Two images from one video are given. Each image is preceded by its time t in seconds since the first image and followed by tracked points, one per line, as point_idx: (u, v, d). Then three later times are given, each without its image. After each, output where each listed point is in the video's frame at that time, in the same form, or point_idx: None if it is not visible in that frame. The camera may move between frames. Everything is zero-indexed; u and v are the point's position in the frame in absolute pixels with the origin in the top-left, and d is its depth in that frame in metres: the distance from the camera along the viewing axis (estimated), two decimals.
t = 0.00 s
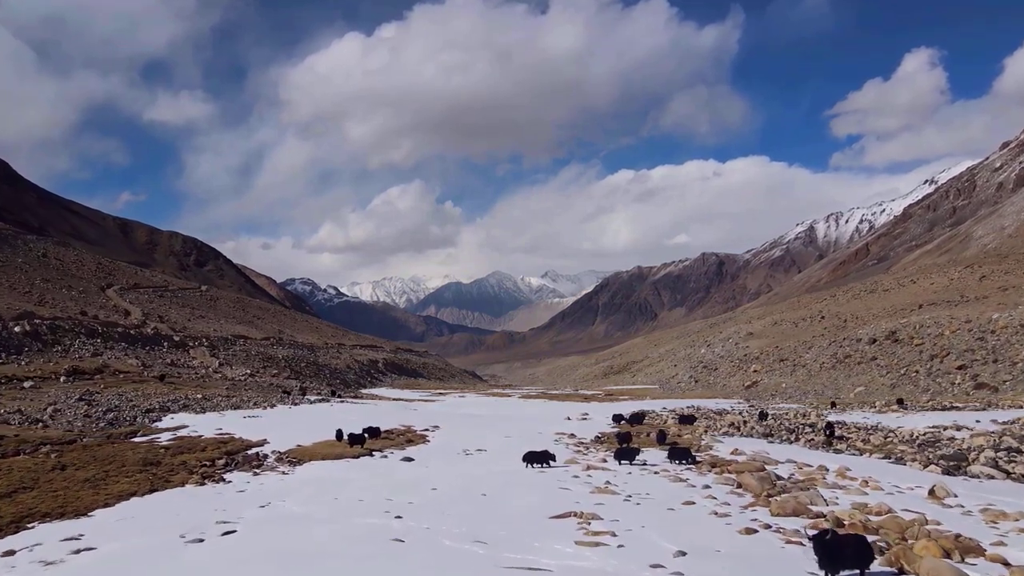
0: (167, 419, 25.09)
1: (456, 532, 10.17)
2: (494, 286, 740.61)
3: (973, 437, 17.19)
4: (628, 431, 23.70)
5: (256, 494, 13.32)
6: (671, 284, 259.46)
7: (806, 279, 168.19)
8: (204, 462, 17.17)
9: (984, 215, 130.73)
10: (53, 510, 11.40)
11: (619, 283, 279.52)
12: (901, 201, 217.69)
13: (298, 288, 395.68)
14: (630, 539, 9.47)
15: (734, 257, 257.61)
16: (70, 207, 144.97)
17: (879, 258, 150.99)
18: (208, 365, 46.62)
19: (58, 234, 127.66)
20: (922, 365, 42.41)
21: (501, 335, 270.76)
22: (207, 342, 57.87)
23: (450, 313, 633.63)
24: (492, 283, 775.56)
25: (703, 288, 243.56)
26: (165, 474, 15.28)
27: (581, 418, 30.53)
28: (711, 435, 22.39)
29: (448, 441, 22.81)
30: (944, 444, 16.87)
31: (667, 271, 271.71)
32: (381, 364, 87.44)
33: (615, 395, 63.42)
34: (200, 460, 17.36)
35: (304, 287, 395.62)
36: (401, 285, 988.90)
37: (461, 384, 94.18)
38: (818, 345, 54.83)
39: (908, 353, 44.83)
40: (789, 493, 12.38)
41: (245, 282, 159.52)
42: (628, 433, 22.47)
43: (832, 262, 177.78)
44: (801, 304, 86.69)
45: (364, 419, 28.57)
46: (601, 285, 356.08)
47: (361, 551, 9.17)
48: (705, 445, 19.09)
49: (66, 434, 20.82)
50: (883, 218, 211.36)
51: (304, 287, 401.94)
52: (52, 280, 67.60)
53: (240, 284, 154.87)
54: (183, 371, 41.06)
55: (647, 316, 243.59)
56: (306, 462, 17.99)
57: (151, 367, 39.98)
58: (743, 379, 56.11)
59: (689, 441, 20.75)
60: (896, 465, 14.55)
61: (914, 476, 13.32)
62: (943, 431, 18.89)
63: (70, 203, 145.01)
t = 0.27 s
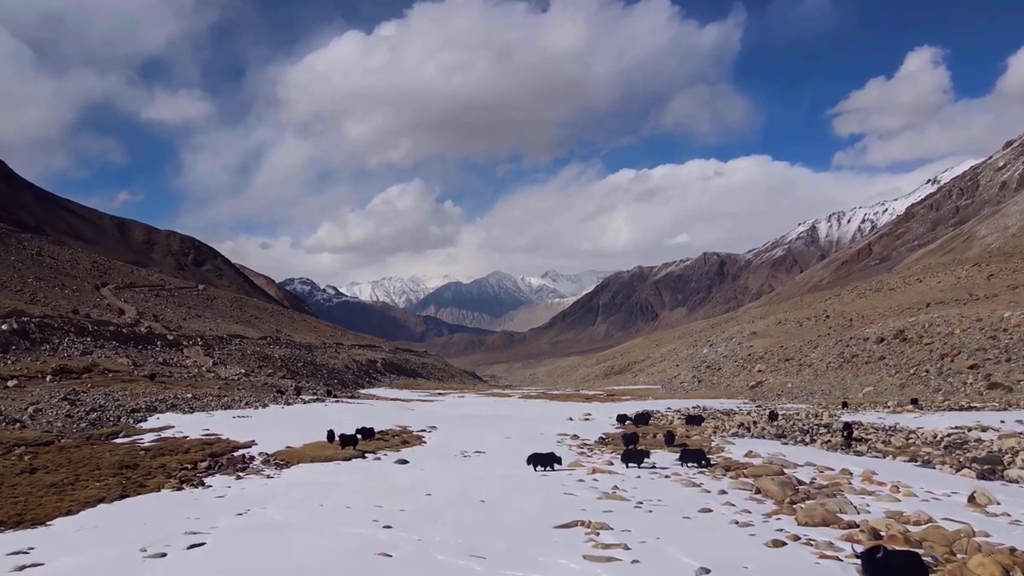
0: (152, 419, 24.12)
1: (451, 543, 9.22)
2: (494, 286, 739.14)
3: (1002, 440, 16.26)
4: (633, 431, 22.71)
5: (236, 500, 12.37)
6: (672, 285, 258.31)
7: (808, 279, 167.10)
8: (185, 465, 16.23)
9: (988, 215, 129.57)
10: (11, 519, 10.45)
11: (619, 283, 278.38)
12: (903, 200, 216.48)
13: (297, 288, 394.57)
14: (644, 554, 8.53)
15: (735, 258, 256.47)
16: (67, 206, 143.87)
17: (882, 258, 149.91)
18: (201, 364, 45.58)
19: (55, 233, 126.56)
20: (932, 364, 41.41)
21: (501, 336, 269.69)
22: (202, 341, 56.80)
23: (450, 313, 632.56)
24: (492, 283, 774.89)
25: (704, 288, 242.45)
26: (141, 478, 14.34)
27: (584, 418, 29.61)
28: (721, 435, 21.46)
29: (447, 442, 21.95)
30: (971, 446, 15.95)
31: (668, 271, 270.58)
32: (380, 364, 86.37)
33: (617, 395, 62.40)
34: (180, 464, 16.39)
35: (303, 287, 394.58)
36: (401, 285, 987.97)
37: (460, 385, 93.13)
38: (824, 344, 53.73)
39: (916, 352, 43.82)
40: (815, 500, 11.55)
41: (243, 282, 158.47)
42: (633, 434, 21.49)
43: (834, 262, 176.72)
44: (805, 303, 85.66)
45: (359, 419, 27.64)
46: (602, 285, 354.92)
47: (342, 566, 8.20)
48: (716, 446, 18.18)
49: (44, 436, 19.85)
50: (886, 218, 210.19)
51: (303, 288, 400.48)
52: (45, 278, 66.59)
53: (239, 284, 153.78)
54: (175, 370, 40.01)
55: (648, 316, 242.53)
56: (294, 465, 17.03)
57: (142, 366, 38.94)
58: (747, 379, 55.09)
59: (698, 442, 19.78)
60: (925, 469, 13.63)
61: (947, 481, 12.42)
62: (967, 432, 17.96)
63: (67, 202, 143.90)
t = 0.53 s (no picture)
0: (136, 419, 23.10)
1: (444, 559, 8.23)
2: (494, 286, 737.95)
3: None
4: (639, 432, 21.68)
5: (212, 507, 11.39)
6: (673, 285, 257.16)
7: (810, 279, 166.06)
8: (164, 468, 15.27)
9: (991, 214, 128.53)
10: None
11: (620, 283, 277.32)
12: (905, 200, 215.34)
13: (297, 288, 393.53)
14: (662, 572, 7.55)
15: (736, 257, 255.36)
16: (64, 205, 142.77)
17: (884, 257, 148.80)
18: (194, 363, 44.53)
19: (51, 232, 125.47)
20: (943, 363, 40.38)
21: (501, 336, 268.53)
22: (196, 340, 55.73)
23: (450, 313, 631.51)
24: (492, 283, 773.91)
25: (705, 288, 241.34)
26: (113, 482, 13.38)
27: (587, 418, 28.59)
28: (732, 436, 20.39)
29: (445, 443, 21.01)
30: (1003, 449, 14.97)
31: (669, 271, 269.47)
32: (379, 364, 85.31)
33: (619, 395, 61.33)
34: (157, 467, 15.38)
35: (303, 286, 393.48)
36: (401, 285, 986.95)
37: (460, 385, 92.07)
38: (830, 344, 52.66)
39: (926, 351, 42.80)
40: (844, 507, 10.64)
41: (241, 281, 157.32)
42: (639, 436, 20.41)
43: (836, 261, 175.64)
44: (809, 302, 84.59)
45: (353, 419, 26.64)
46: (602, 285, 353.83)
47: None
48: (729, 448, 17.24)
49: (19, 437, 18.83)
50: (888, 217, 209.05)
51: (302, 287, 399.19)
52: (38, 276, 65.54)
53: (237, 283, 152.74)
54: (166, 370, 38.96)
55: (649, 316, 241.44)
56: (281, 468, 16.00)
57: (132, 365, 37.85)
58: (752, 379, 54.03)
59: (709, 444, 18.77)
60: (959, 474, 12.66)
61: (986, 486, 11.48)
62: (995, 433, 16.98)
63: (64, 200, 142.73)
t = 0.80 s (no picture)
0: (118, 419, 22.11)
1: None
2: (494, 286, 736.70)
3: None
4: (646, 433, 20.65)
5: (184, 515, 10.46)
6: (674, 285, 256.01)
7: (812, 279, 164.99)
8: (138, 472, 14.29)
9: (996, 213, 127.41)
10: None
11: (621, 283, 276.21)
12: (908, 199, 214.18)
13: (296, 288, 392.50)
14: None
15: (738, 257, 254.21)
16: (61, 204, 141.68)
17: (886, 257, 147.79)
18: (186, 362, 43.47)
19: (48, 231, 124.40)
20: (954, 362, 39.33)
21: (501, 336, 267.42)
22: (190, 339, 54.68)
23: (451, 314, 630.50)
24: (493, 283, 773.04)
25: (706, 288, 240.25)
26: (80, 488, 12.40)
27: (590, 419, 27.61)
28: (743, 438, 19.39)
29: (443, 444, 20.02)
30: None
31: (670, 271, 268.33)
32: (377, 364, 84.27)
33: (621, 395, 60.24)
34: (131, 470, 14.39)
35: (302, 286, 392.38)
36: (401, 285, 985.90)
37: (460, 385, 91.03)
38: (837, 343, 51.58)
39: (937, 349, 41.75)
40: (880, 517, 9.69)
41: (240, 281, 156.25)
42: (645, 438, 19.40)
43: (838, 261, 174.54)
44: (814, 301, 83.53)
45: (347, 419, 25.63)
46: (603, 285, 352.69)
47: None
48: (744, 450, 16.27)
49: None
50: (891, 217, 207.88)
51: (302, 287, 397.91)
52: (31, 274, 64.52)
53: (236, 283, 151.66)
54: (157, 369, 37.92)
55: (650, 316, 240.37)
56: (265, 472, 15.03)
57: (121, 364, 36.82)
58: (757, 378, 52.97)
59: (721, 445, 17.75)
60: (999, 479, 11.67)
61: None
62: None
63: (61, 199, 141.62)
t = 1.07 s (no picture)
0: (99, 420, 21.12)
1: None
2: (495, 286, 735.62)
3: None
4: (654, 436, 19.60)
5: (150, 526, 9.53)
6: (675, 285, 254.82)
7: (814, 279, 163.91)
8: (109, 477, 13.33)
9: (1000, 212, 126.47)
10: None
11: (622, 283, 275.16)
12: (911, 198, 213.17)
13: (296, 288, 391.48)
14: None
15: (740, 257, 253.30)
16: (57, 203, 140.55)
17: (889, 257, 146.75)
18: (179, 361, 42.43)
19: (44, 230, 123.27)
20: (966, 360, 38.30)
21: (501, 336, 266.32)
22: (184, 338, 53.63)
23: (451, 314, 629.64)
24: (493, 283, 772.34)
25: (708, 288, 239.36)
26: (41, 495, 11.43)
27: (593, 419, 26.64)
28: (756, 439, 18.41)
29: (441, 446, 19.05)
30: None
31: (672, 271, 267.32)
32: (376, 364, 83.25)
33: (623, 395, 59.29)
34: (102, 475, 13.42)
35: (301, 286, 391.35)
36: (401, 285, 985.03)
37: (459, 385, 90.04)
38: (844, 342, 50.58)
39: (948, 347, 40.67)
40: (922, 529, 8.74)
41: (238, 280, 155.15)
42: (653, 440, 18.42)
43: (840, 261, 173.47)
44: (817, 300, 82.54)
45: (340, 420, 24.64)
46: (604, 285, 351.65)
47: None
48: (760, 452, 15.33)
49: None
50: (893, 216, 206.97)
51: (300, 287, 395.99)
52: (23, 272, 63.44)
53: (234, 282, 150.58)
54: (147, 368, 36.89)
55: (651, 316, 239.32)
56: (247, 475, 14.06)
57: (110, 363, 35.80)
58: (762, 379, 51.95)
59: (734, 448, 16.71)
60: None
61: None
62: None
63: (57, 198, 140.47)
